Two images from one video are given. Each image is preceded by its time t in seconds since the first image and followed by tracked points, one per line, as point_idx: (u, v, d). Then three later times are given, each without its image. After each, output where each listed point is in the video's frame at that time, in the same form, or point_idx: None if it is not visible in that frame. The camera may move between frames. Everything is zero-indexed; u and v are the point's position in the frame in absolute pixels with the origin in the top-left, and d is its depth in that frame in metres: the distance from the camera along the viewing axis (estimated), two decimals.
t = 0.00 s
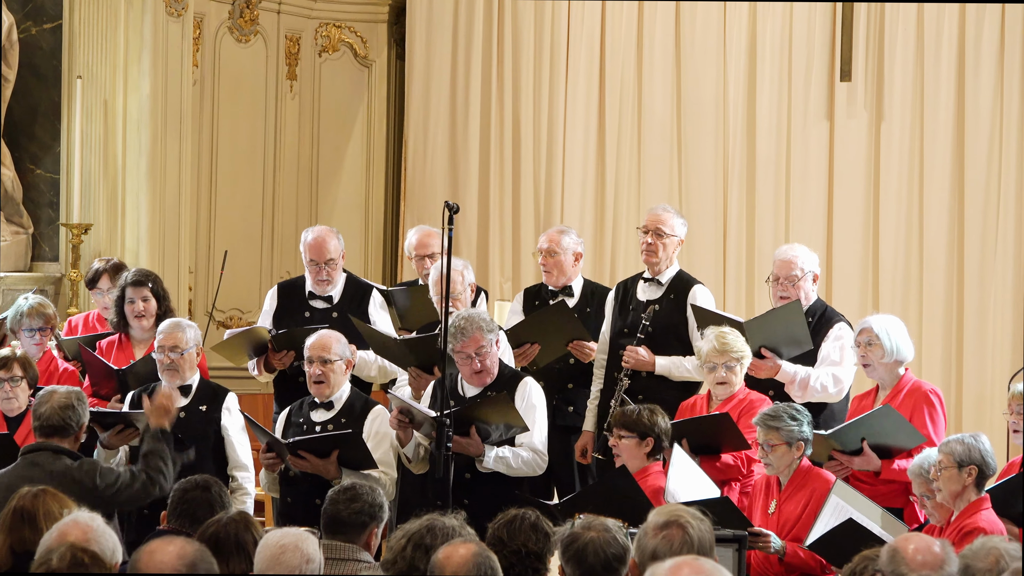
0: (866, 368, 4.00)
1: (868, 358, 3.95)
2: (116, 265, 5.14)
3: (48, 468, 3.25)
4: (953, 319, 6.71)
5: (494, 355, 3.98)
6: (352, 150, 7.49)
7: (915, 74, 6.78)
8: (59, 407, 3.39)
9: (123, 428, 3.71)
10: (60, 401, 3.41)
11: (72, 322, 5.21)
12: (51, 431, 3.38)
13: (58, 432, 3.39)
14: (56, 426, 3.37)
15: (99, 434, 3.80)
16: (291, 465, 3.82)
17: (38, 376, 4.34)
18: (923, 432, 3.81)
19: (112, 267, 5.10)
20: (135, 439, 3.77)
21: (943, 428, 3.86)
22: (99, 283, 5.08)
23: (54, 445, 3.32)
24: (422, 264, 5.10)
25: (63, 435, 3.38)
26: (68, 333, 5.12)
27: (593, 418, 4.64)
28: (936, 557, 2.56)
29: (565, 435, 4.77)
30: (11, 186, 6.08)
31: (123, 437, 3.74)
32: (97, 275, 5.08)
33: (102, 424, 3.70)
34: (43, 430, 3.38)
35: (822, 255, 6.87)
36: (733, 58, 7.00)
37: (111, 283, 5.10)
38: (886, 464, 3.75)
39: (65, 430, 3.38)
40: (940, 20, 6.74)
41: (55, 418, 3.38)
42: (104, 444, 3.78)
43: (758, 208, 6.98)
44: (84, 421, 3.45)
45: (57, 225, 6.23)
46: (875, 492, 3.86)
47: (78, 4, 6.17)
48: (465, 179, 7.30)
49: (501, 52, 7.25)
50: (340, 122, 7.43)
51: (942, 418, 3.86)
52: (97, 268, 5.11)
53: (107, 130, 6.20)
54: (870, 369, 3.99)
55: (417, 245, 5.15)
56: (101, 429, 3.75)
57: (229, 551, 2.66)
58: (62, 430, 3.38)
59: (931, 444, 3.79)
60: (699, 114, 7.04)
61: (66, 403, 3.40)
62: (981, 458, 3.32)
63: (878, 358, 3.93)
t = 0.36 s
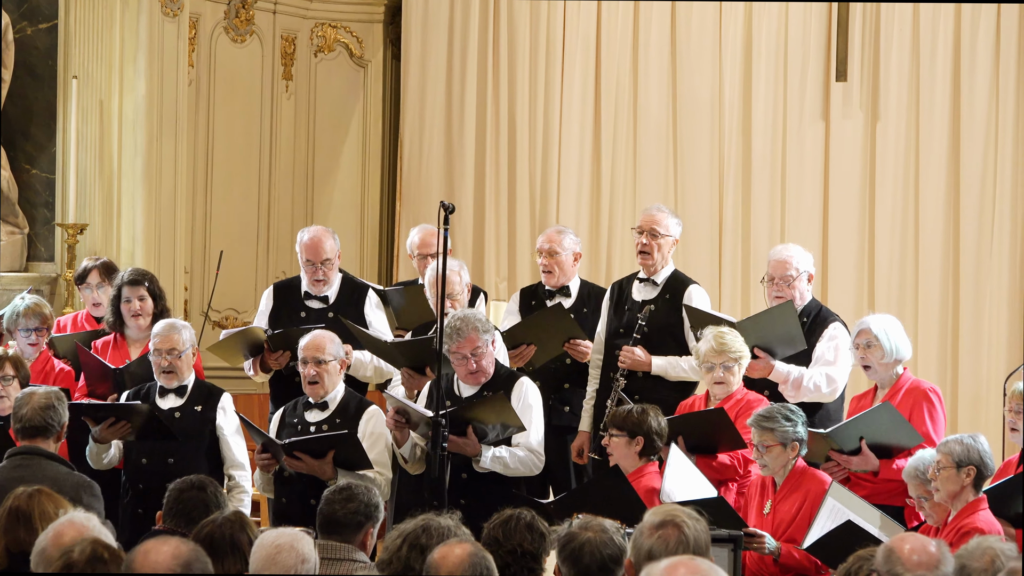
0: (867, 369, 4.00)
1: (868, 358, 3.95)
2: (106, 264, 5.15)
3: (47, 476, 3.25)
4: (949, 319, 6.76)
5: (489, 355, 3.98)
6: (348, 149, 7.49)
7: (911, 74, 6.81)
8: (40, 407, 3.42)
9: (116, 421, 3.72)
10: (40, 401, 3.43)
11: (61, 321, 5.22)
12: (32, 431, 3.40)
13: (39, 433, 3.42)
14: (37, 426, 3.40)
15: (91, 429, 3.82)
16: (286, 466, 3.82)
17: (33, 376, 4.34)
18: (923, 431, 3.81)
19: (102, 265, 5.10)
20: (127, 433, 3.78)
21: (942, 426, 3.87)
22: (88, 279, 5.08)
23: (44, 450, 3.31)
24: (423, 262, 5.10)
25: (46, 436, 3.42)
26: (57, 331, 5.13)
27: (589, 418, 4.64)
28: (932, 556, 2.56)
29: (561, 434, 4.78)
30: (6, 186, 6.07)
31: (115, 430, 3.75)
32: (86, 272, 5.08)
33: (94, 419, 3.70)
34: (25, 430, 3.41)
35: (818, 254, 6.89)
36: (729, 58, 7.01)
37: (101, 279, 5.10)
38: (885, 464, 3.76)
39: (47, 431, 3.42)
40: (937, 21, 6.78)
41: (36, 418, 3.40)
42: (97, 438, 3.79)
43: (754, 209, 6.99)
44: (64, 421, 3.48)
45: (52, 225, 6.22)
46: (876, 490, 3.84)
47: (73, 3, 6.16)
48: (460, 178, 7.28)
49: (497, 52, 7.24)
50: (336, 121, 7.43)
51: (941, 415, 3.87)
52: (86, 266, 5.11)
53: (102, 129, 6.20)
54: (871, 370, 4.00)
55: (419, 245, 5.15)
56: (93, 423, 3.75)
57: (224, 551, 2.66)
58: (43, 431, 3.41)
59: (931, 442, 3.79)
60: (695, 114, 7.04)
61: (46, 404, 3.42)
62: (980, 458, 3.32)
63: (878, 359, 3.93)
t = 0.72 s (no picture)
0: (869, 369, 4.01)
1: (869, 358, 3.96)
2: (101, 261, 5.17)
3: (21, 475, 3.22)
4: (945, 318, 6.77)
5: (485, 355, 3.98)
6: (344, 149, 7.49)
7: (906, 74, 6.82)
8: (6, 405, 3.37)
9: (111, 424, 3.72)
10: (5, 399, 3.38)
11: (57, 321, 5.23)
12: None
13: (7, 431, 3.35)
14: (5, 424, 3.34)
15: (87, 431, 3.82)
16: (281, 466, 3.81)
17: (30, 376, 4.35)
18: (924, 430, 3.81)
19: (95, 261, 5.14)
20: (123, 436, 3.78)
21: (944, 425, 3.86)
22: (82, 274, 5.10)
23: (18, 448, 3.30)
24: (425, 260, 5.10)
25: (15, 433, 3.36)
26: (52, 331, 5.14)
27: (585, 418, 4.63)
28: (926, 557, 2.53)
29: (557, 434, 4.78)
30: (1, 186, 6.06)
31: (112, 433, 3.75)
32: (79, 268, 5.10)
33: (90, 421, 3.72)
34: None
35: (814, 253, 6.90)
36: (725, 58, 7.01)
37: (95, 274, 5.13)
38: (885, 464, 3.77)
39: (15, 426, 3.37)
40: (931, 20, 6.79)
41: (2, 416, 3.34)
42: (93, 441, 3.80)
43: (749, 209, 7.00)
44: (31, 418, 3.44)
45: (48, 225, 6.21)
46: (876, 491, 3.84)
47: (69, 3, 6.15)
48: (456, 178, 7.28)
49: (492, 52, 7.24)
50: (331, 121, 7.43)
51: (943, 413, 3.87)
52: (81, 263, 5.14)
53: (98, 129, 6.19)
54: (873, 369, 4.01)
55: (423, 244, 5.15)
56: (88, 426, 3.76)
57: (220, 551, 2.65)
58: (12, 427, 3.35)
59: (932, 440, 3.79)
60: (690, 113, 7.04)
61: (12, 401, 3.38)
62: (977, 458, 3.33)
63: (880, 358, 3.94)
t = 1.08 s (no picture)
0: (872, 369, 4.01)
1: (871, 358, 3.97)
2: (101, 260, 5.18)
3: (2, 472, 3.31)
4: (940, 318, 6.79)
5: (479, 355, 3.99)
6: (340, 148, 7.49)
7: (902, 73, 6.82)
8: None
9: (105, 422, 3.72)
10: None
11: (58, 321, 5.24)
12: None
13: None
14: None
15: (82, 430, 3.82)
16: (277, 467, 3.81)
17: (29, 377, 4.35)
18: (926, 429, 3.81)
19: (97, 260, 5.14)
20: (119, 435, 3.77)
21: (947, 425, 3.84)
22: (82, 272, 5.11)
23: None
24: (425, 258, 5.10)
25: None
26: (52, 331, 5.15)
27: (581, 418, 4.64)
28: (923, 557, 2.56)
29: (552, 433, 4.78)
30: None
31: (106, 431, 3.75)
32: (80, 267, 5.11)
33: (84, 420, 3.71)
34: None
35: (810, 253, 6.91)
36: (721, 58, 7.01)
37: (95, 272, 5.13)
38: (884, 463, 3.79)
39: None
40: (928, 20, 6.79)
41: None
42: (88, 439, 3.79)
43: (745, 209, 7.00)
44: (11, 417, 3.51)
45: (44, 225, 6.21)
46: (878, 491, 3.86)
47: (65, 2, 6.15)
48: (452, 179, 7.27)
49: (488, 52, 7.23)
50: (327, 121, 7.43)
51: (945, 415, 3.85)
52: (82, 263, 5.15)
53: (93, 130, 6.19)
54: (876, 371, 4.01)
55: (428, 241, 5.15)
56: (83, 424, 3.76)
57: (215, 551, 2.65)
58: None
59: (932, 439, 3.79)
60: (686, 113, 7.04)
61: None
62: (972, 458, 3.31)
63: (882, 358, 3.94)
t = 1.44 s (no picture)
0: (871, 370, 4.01)
1: (869, 359, 3.97)
2: (103, 263, 5.17)
3: None
4: (936, 318, 6.79)
5: (475, 356, 3.98)
6: (335, 148, 7.49)
7: (898, 74, 6.83)
8: None
9: (102, 421, 3.71)
10: None
11: (61, 321, 5.26)
12: None
13: None
14: None
15: (78, 429, 3.81)
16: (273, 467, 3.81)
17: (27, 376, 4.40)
18: (925, 431, 3.81)
19: (99, 264, 5.14)
20: (115, 433, 3.76)
21: (947, 427, 3.85)
22: (85, 278, 5.11)
23: None
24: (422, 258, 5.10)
25: None
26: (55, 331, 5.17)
27: (577, 418, 4.64)
28: (917, 556, 2.55)
29: (549, 433, 4.78)
30: None
31: (102, 429, 3.74)
32: (83, 272, 5.11)
33: (80, 417, 3.71)
34: None
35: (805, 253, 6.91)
36: (717, 57, 7.01)
37: (98, 278, 5.13)
38: (881, 463, 3.79)
39: None
40: (924, 19, 6.80)
41: None
42: (84, 438, 3.79)
43: (741, 210, 7.00)
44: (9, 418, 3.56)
45: (39, 225, 6.21)
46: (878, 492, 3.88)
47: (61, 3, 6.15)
48: (448, 179, 7.25)
49: (484, 52, 7.24)
50: (323, 121, 7.43)
51: (945, 415, 3.85)
52: (84, 265, 5.15)
53: (89, 130, 6.19)
54: (875, 371, 4.01)
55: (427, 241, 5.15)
56: (79, 422, 3.76)
57: (210, 551, 2.65)
58: None
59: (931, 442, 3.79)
60: (681, 113, 7.05)
61: None
62: (966, 458, 3.32)
63: (880, 360, 3.94)
